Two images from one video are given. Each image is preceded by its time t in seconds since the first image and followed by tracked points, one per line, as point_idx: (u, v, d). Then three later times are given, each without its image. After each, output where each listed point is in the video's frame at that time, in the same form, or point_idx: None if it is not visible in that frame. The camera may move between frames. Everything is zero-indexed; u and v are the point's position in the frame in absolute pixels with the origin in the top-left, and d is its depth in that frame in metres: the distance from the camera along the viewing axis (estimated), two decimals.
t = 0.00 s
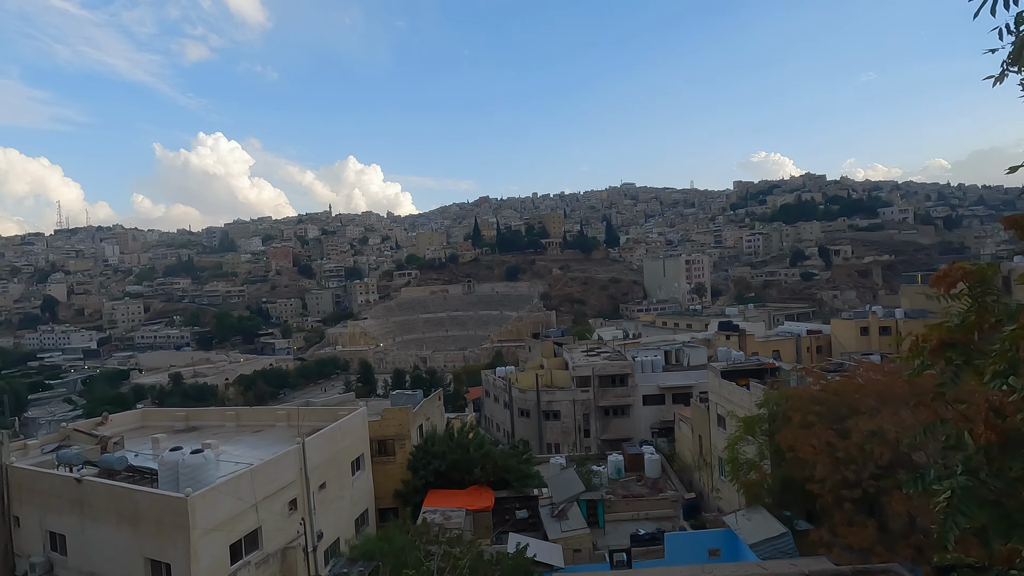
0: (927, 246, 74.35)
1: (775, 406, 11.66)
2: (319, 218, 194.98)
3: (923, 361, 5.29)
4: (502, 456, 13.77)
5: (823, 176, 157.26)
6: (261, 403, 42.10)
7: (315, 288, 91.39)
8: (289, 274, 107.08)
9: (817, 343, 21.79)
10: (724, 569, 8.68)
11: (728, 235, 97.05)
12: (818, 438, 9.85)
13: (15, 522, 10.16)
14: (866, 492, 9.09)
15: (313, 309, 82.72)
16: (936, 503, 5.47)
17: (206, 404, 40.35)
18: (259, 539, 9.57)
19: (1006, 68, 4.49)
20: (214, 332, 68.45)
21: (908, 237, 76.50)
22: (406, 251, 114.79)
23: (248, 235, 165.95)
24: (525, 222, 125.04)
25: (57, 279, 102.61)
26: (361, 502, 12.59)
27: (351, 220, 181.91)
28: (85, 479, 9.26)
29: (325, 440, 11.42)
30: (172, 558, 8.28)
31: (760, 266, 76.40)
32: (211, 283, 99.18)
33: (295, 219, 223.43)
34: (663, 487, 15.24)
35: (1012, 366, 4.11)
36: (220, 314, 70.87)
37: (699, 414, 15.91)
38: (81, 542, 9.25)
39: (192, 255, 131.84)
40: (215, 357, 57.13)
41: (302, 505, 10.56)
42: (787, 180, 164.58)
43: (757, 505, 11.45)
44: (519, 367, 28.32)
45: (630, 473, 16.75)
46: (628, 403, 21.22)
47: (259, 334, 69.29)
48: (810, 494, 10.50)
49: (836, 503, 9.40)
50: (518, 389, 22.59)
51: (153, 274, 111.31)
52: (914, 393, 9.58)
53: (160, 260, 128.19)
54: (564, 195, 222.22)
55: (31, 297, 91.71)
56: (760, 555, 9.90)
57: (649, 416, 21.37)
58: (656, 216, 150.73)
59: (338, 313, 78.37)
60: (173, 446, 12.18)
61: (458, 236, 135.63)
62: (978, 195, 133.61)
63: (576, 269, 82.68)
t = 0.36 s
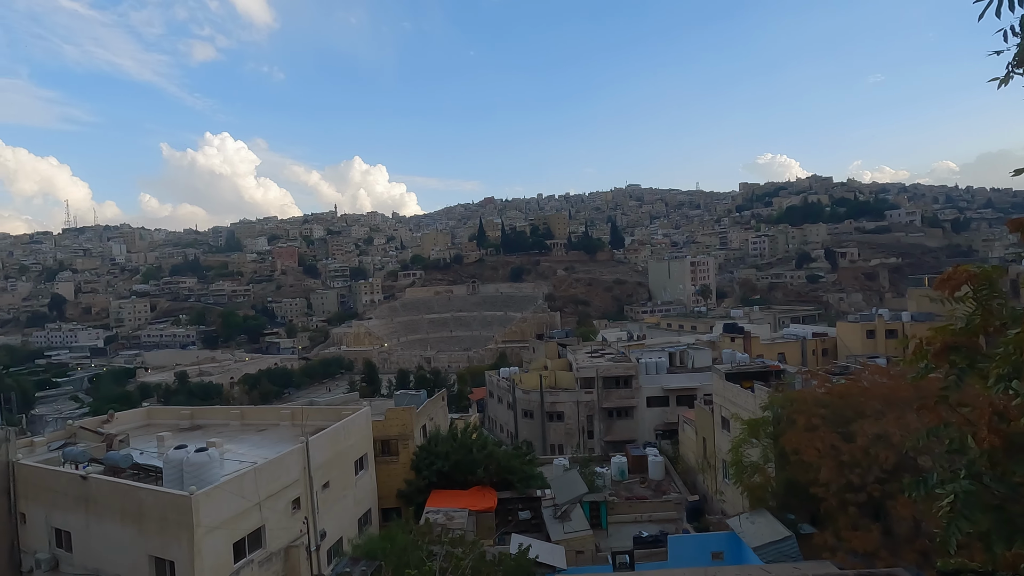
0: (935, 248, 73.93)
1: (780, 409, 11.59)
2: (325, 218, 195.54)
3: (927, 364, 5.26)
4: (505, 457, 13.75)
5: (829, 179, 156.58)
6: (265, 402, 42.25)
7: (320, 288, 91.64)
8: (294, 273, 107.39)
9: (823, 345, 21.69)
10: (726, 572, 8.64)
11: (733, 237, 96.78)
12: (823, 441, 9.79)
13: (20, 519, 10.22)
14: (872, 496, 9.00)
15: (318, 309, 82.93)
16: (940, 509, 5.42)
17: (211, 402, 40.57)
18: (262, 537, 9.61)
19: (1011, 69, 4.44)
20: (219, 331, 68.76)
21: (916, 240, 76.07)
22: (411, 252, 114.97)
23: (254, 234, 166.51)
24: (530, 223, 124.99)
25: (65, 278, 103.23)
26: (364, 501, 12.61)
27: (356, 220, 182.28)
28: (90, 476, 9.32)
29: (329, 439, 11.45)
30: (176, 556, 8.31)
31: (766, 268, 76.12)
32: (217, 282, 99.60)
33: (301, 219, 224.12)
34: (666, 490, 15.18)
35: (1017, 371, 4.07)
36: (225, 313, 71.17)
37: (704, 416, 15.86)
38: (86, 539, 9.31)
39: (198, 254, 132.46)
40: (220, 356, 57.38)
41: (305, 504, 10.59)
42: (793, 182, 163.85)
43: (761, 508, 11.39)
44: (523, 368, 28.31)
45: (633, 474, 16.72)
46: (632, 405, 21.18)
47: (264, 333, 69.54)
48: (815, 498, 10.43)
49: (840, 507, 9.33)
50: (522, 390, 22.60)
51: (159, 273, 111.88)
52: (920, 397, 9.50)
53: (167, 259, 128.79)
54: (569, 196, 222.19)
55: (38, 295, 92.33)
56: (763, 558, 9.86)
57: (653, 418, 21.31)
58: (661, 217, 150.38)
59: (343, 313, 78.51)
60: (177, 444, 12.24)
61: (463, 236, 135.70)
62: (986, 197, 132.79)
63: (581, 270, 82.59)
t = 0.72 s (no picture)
0: (940, 253, 73.55)
1: (784, 413, 11.52)
2: (329, 221, 196.02)
3: (935, 367, 5.21)
4: (508, 459, 13.72)
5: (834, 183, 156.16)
6: (269, 403, 42.34)
7: (324, 289, 91.86)
8: (298, 275, 107.66)
9: (828, 350, 21.59)
10: None
11: (737, 241, 96.47)
12: (827, 446, 9.73)
13: (25, 517, 10.26)
14: (877, 501, 8.94)
15: (322, 310, 83.10)
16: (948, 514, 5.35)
17: (215, 403, 40.65)
18: (264, 538, 9.60)
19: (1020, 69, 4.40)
20: (223, 332, 68.94)
21: (921, 244, 75.72)
22: (415, 254, 115.13)
23: (259, 236, 167.05)
24: (533, 226, 124.97)
25: (71, 279, 103.79)
26: (366, 503, 12.60)
27: (361, 222, 182.73)
28: (94, 475, 9.34)
29: (332, 440, 11.45)
30: (178, 556, 8.32)
31: (770, 272, 75.90)
32: (222, 283, 99.95)
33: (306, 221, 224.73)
34: (669, 493, 15.13)
35: None
36: (230, 314, 71.35)
37: (707, 421, 15.80)
38: (89, 537, 9.33)
39: (203, 255, 132.95)
40: (224, 357, 57.51)
41: (308, 504, 10.59)
42: (798, 186, 163.37)
43: (765, 513, 11.30)
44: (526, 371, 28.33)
45: (636, 479, 16.66)
46: (635, 409, 21.12)
47: (268, 334, 69.74)
48: (820, 503, 10.37)
49: (845, 512, 9.25)
50: (525, 393, 22.59)
51: (165, 274, 112.35)
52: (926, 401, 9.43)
53: (172, 260, 129.35)
54: (573, 199, 222.07)
55: (44, 294, 92.77)
56: (768, 563, 9.81)
57: (656, 422, 21.24)
58: (665, 221, 150.19)
59: (346, 314, 78.61)
60: (181, 444, 12.26)
61: (467, 239, 135.81)
62: (992, 202, 132.14)
63: (584, 273, 82.56)
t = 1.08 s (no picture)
0: (948, 258, 73.07)
1: (790, 418, 11.41)
2: (336, 222, 196.69)
3: (943, 373, 5.15)
4: (512, 462, 13.70)
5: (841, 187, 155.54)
6: (273, 404, 42.47)
7: (329, 291, 92.10)
8: (304, 276, 107.98)
9: (834, 354, 21.46)
10: None
11: (743, 244, 96.14)
12: (833, 452, 9.65)
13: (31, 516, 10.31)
14: (883, 508, 8.87)
15: (326, 312, 83.28)
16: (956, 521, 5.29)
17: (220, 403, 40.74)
18: (267, 539, 9.62)
19: None
20: (229, 333, 69.17)
21: (929, 249, 75.26)
22: (420, 256, 115.36)
23: (265, 237, 167.76)
24: (538, 230, 125.17)
25: (79, 279, 104.56)
26: (370, 505, 12.61)
27: (367, 224, 183.32)
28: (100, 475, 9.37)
29: (336, 441, 11.47)
30: (182, 556, 8.35)
31: (776, 276, 75.61)
32: (228, 284, 100.44)
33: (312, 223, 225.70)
34: (673, 498, 15.06)
35: None
36: (235, 315, 71.65)
37: (712, 425, 15.72)
38: (94, 537, 9.38)
39: (210, 257, 133.58)
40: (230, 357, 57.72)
41: (312, 506, 10.60)
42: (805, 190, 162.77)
43: (770, 519, 11.22)
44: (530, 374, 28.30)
45: (640, 483, 16.61)
46: (640, 413, 21.06)
47: (273, 335, 70.00)
48: (825, 509, 10.29)
49: (850, 518, 9.18)
50: (529, 395, 22.55)
51: (171, 275, 113.01)
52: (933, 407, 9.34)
53: (179, 261, 130.12)
54: (577, 202, 222.06)
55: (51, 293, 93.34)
56: (772, 569, 9.74)
57: (660, 425, 21.15)
58: (670, 225, 149.91)
59: (351, 316, 78.76)
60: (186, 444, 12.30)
61: (472, 241, 136.03)
62: (1001, 207, 131.27)
63: (589, 276, 82.50)
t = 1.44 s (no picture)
0: (957, 262, 72.53)
1: (796, 422, 11.32)
2: (342, 223, 197.34)
3: (949, 380, 5.10)
4: (516, 464, 13.70)
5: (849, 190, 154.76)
6: (279, 404, 42.60)
7: (335, 292, 92.40)
8: (310, 276, 108.38)
9: (841, 359, 21.35)
10: None
11: (750, 247, 95.78)
12: (839, 457, 9.55)
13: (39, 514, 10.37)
14: (890, 514, 8.81)
15: (332, 312, 83.48)
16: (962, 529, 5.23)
17: (226, 403, 40.92)
18: (272, 539, 9.64)
19: None
20: (235, 333, 69.50)
21: (937, 253, 74.77)
22: (425, 257, 115.59)
23: (272, 237, 168.42)
24: (544, 231, 125.20)
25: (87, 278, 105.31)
26: (374, 505, 12.62)
27: (373, 224, 183.77)
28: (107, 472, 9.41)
29: (341, 442, 11.50)
30: (187, 555, 8.38)
31: (782, 279, 75.29)
32: (234, 284, 100.91)
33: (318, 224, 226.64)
34: (677, 502, 15.00)
35: None
36: (241, 315, 71.94)
37: (717, 428, 15.64)
38: (101, 534, 9.41)
39: (217, 257, 134.20)
40: (236, 357, 57.94)
41: (317, 506, 10.64)
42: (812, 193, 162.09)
43: (775, 524, 11.13)
44: (535, 375, 28.26)
45: (644, 485, 16.56)
46: (645, 415, 21.00)
47: (279, 335, 70.27)
48: (831, 515, 10.20)
49: (857, 524, 9.10)
50: (534, 397, 22.54)
51: (179, 275, 113.59)
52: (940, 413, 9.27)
53: (187, 261, 130.79)
54: (583, 203, 221.90)
55: (60, 292, 94.07)
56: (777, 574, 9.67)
57: (665, 428, 21.09)
58: (676, 227, 149.54)
59: (356, 317, 78.96)
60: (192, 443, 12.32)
61: (478, 242, 136.11)
62: (1011, 211, 130.31)
63: (595, 278, 82.41)
